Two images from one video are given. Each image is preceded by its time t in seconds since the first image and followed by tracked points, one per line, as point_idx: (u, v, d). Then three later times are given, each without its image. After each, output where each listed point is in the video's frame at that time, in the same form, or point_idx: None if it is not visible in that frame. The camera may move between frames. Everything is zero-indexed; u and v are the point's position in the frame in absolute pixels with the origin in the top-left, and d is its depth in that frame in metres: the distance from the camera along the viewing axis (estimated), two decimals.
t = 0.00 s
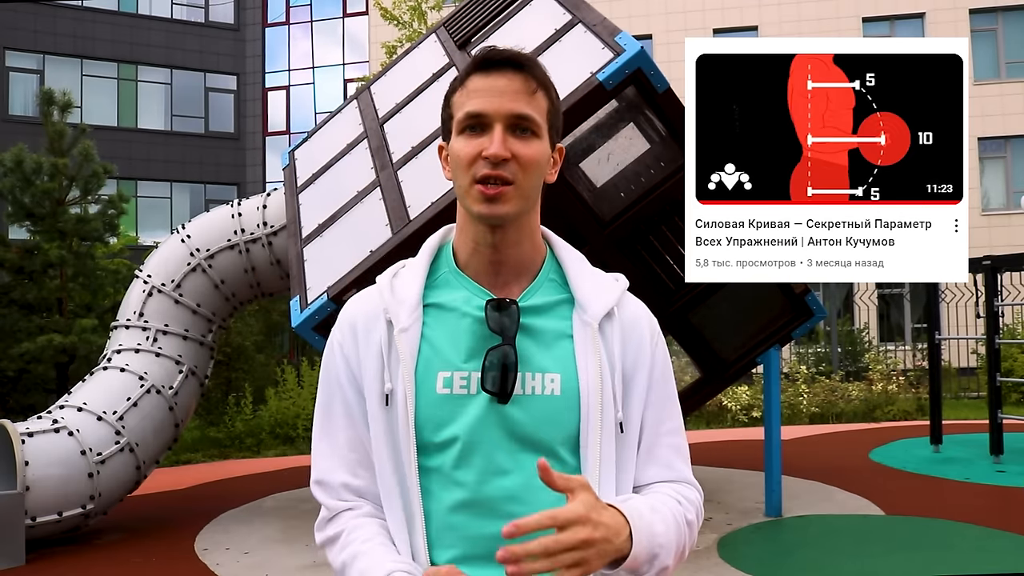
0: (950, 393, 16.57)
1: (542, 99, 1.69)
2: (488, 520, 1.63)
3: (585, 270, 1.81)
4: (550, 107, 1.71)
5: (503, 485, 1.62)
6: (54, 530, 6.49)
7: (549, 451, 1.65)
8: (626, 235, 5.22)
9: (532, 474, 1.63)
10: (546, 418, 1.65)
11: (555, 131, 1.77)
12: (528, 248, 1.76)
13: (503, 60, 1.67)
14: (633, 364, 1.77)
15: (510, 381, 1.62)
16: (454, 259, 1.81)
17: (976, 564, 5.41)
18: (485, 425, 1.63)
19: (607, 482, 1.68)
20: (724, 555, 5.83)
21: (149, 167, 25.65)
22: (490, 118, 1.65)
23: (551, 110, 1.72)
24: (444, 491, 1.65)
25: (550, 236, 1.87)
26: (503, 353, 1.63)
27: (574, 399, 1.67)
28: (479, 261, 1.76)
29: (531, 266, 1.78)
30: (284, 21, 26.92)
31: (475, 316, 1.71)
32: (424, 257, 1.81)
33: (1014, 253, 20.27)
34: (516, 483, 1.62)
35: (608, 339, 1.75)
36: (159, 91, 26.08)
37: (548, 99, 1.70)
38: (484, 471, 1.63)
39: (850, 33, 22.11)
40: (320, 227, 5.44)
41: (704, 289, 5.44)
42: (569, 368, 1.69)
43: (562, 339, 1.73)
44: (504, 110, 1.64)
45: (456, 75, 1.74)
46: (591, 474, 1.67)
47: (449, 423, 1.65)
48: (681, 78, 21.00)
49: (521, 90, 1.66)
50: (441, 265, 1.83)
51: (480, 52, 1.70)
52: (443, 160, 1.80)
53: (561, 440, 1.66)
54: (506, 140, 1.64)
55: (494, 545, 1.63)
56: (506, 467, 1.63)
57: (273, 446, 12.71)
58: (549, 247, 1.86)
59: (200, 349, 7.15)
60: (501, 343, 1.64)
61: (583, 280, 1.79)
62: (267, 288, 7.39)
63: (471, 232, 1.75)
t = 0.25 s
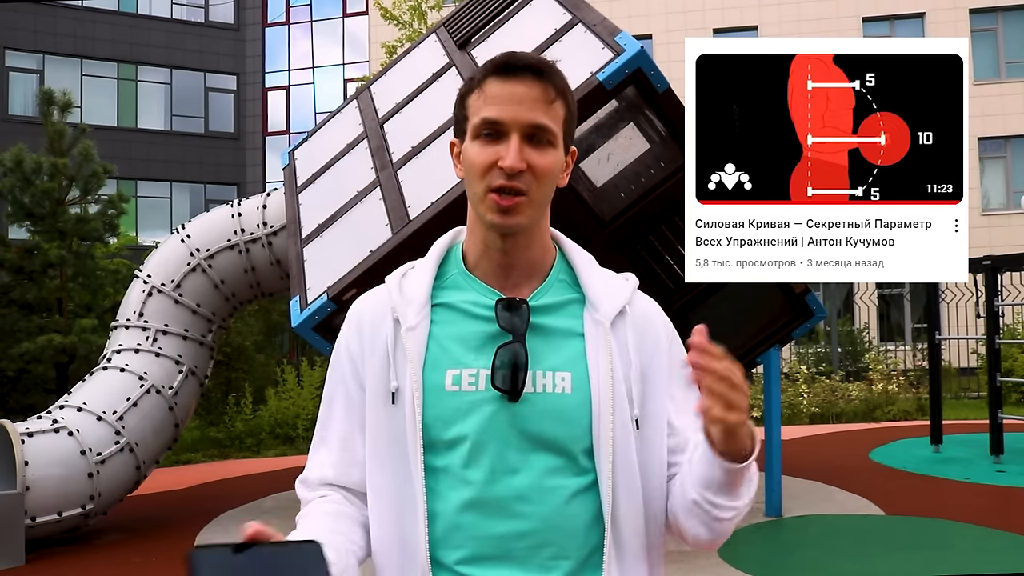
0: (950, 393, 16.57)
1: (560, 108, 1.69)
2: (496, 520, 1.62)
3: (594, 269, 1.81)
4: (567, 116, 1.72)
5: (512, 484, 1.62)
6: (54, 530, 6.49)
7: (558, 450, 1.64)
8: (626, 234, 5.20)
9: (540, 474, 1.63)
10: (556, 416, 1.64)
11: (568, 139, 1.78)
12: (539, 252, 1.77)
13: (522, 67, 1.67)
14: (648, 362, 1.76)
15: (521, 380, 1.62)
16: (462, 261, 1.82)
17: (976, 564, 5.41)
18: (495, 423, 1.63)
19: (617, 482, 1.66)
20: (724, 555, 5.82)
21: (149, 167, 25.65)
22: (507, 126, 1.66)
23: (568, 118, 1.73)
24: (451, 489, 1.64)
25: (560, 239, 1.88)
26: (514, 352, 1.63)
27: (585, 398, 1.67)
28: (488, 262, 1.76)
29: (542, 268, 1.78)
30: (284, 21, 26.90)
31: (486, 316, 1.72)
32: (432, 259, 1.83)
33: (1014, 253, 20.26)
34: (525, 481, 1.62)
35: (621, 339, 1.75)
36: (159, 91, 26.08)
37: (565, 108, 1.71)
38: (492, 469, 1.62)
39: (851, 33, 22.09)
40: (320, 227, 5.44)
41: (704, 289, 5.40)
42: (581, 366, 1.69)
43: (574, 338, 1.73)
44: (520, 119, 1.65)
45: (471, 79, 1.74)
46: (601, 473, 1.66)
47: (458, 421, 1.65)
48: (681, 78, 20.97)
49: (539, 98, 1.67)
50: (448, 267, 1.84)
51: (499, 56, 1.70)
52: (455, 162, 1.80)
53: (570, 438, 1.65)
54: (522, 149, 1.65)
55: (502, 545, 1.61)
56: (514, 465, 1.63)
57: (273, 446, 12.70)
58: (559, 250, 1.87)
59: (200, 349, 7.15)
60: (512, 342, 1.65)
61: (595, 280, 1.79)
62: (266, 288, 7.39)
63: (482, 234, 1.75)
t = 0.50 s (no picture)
0: (950, 393, 16.57)
1: (570, 113, 1.70)
2: (503, 520, 1.62)
3: (602, 272, 1.81)
4: (576, 121, 1.73)
5: (519, 484, 1.62)
6: (54, 530, 6.49)
7: (565, 450, 1.65)
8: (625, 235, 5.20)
9: (547, 474, 1.63)
10: (562, 417, 1.64)
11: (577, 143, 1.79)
12: (546, 253, 1.77)
13: (533, 72, 1.67)
14: (656, 363, 1.76)
15: (528, 380, 1.63)
16: (469, 262, 1.83)
17: (976, 564, 5.42)
18: (502, 423, 1.63)
19: (623, 483, 1.67)
20: (724, 555, 5.83)
21: (149, 167, 25.65)
22: (516, 130, 1.66)
23: (577, 123, 1.73)
24: (457, 489, 1.65)
25: (567, 241, 1.89)
26: (521, 352, 1.64)
27: (592, 399, 1.67)
28: (495, 264, 1.77)
29: (548, 270, 1.79)
30: (284, 21, 26.89)
31: (494, 317, 1.72)
32: (439, 261, 1.84)
33: (1014, 253, 20.25)
34: (532, 482, 1.62)
35: (629, 340, 1.75)
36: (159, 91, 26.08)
37: (576, 114, 1.71)
38: (500, 469, 1.62)
39: (851, 33, 22.09)
40: (320, 227, 5.44)
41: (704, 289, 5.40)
42: (588, 368, 1.70)
43: (581, 340, 1.73)
44: (530, 124, 1.65)
45: (480, 82, 1.74)
46: (608, 474, 1.66)
47: (465, 421, 1.66)
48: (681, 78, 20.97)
49: (549, 104, 1.67)
50: (455, 269, 1.85)
51: (509, 60, 1.70)
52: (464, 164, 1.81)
53: (578, 438, 1.65)
54: (531, 154, 1.65)
55: (508, 545, 1.62)
56: (522, 466, 1.63)
57: (273, 446, 12.70)
58: (567, 252, 1.88)
59: (200, 349, 7.15)
60: (519, 342, 1.65)
61: (602, 282, 1.79)
62: (267, 288, 7.39)
63: (489, 237, 1.76)
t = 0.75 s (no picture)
0: (950, 393, 16.57)
1: (565, 113, 1.69)
2: (503, 520, 1.62)
3: (601, 272, 1.81)
4: (573, 121, 1.72)
5: (519, 484, 1.62)
6: (54, 530, 6.49)
7: (565, 450, 1.64)
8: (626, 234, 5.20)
9: (547, 474, 1.62)
10: (563, 417, 1.64)
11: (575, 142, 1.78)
12: (547, 255, 1.77)
13: (527, 73, 1.67)
14: (656, 365, 1.76)
15: (527, 382, 1.62)
16: (469, 265, 1.82)
17: (976, 565, 5.41)
18: (501, 424, 1.63)
19: (624, 483, 1.66)
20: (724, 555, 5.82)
21: (149, 167, 25.65)
22: (512, 133, 1.66)
23: (573, 124, 1.73)
24: (456, 489, 1.64)
25: (566, 241, 1.88)
26: (520, 353, 1.63)
27: (591, 400, 1.67)
28: (495, 266, 1.76)
29: (548, 271, 1.79)
30: (284, 21, 26.89)
31: (492, 319, 1.72)
32: (438, 262, 1.83)
33: (1014, 253, 20.24)
34: (532, 481, 1.62)
35: (628, 342, 1.75)
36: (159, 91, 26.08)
37: (571, 113, 1.71)
38: (499, 470, 1.62)
39: (851, 33, 22.09)
40: (320, 227, 5.44)
41: (704, 289, 5.41)
42: (588, 369, 1.69)
43: (580, 340, 1.73)
44: (526, 126, 1.65)
45: (475, 85, 1.74)
46: (608, 474, 1.66)
47: (464, 422, 1.65)
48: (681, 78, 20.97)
49: (544, 105, 1.67)
50: (455, 271, 1.85)
51: (502, 63, 1.69)
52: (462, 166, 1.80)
53: (578, 438, 1.64)
54: (527, 156, 1.65)
55: (509, 545, 1.61)
56: (521, 466, 1.62)
57: (273, 446, 12.70)
58: (566, 253, 1.87)
59: (200, 349, 7.15)
60: (517, 343, 1.65)
61: (601, 282, 1.79)
62: (267, 288, 7.40)
63: (488, 239, 1.75)
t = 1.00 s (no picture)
0: (950, 393, 16.56)
1: (564, 110, 1.68)
2: (499, 519, 1.62)
3: (600, 272, 1.81)
4: (572, 118, 1.71)
5: (515, 485, 1.61)
6: (54, 530, 6.49)
7: (561, 450, 1.64)
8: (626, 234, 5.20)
9: (543, 474, 1.62)
10: (559, 417, 1.64)
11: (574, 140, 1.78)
12: (545, 254, 1.77)
13: (526, 70, 1.66)
14: (654, 365, 1.75)
15: (524, 384, 1.61)
16: (468, 263, 1.82)
17: (976, 565, 5.41)
18: (498, 424, 1.63)
19: (619, 484, 1.65)
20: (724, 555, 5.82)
21: (149, 167, 25.65)
22: (511, 130, 1.65)
23: (573, 122, 1.72)
24: (454, 488, 1.65)
25: (565, 239, 1.88)
26: (517, 355, 1.62)
27: (588, 400, 1.66)
28: (494, 265, 1.76)
29: (546, 270, 1.79)
30: (284, 21, 26.89)
31: (490, 319, 1.72)
32: (438, 260, 1.83)
33: (1014, 253, 20.23)
34: (527, 482, 1.62)
35: (626, 342, 1.73)
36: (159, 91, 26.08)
37: (570, 111, 1.70)
38: (496, 470, 1.62)
39: (851, 33, 22.09)
40: (320, 227, 5.43)
41: (704, 289, 5.40)
42: (584, 370, 1.69)
43: (578, 341, 1.73)
44: (525, 123, 1.64)
45: (475, 81, 1.73)
46: (604, 474, 1.65)
47: (461, 423, 1.65)
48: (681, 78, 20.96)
49: (543, 102, 1.66)
50: (454, 269, 1.84)
51: (502, 59, 1.68)
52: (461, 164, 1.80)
53: (575, 438, 1.64)
54: (526, 153, 1.65)
55: (504, 544, 1.61)
56: (517, 466, 1.62)
57: (273, 446, 12.70)
58: (565, 251, 1.87)
59: (200, 349, 7.15)
60: (515, 345, 1.64)
61: (600, 282, 1.78)
62: (266, 288, 7.39)
63: (487, 237, 1.75)
